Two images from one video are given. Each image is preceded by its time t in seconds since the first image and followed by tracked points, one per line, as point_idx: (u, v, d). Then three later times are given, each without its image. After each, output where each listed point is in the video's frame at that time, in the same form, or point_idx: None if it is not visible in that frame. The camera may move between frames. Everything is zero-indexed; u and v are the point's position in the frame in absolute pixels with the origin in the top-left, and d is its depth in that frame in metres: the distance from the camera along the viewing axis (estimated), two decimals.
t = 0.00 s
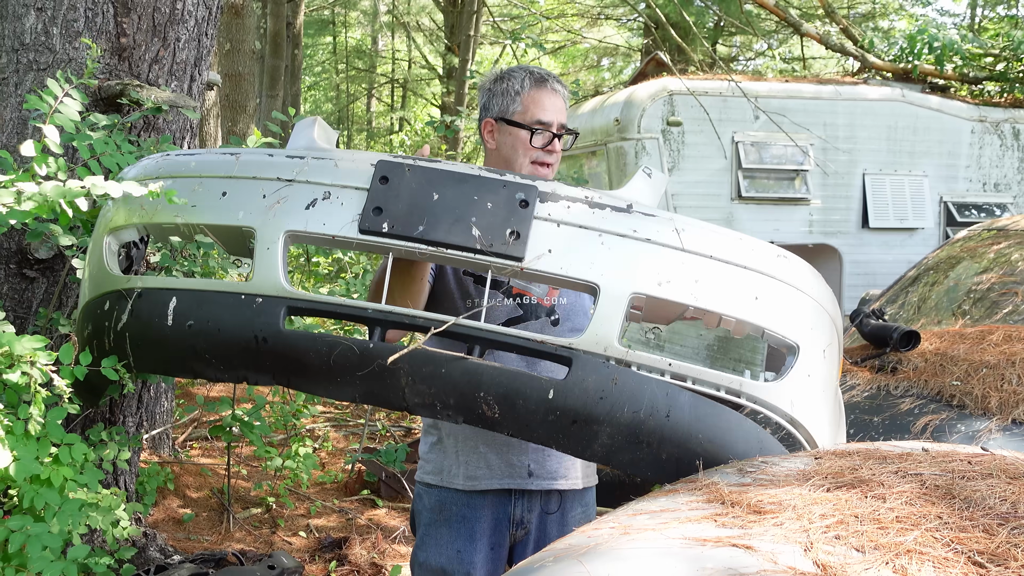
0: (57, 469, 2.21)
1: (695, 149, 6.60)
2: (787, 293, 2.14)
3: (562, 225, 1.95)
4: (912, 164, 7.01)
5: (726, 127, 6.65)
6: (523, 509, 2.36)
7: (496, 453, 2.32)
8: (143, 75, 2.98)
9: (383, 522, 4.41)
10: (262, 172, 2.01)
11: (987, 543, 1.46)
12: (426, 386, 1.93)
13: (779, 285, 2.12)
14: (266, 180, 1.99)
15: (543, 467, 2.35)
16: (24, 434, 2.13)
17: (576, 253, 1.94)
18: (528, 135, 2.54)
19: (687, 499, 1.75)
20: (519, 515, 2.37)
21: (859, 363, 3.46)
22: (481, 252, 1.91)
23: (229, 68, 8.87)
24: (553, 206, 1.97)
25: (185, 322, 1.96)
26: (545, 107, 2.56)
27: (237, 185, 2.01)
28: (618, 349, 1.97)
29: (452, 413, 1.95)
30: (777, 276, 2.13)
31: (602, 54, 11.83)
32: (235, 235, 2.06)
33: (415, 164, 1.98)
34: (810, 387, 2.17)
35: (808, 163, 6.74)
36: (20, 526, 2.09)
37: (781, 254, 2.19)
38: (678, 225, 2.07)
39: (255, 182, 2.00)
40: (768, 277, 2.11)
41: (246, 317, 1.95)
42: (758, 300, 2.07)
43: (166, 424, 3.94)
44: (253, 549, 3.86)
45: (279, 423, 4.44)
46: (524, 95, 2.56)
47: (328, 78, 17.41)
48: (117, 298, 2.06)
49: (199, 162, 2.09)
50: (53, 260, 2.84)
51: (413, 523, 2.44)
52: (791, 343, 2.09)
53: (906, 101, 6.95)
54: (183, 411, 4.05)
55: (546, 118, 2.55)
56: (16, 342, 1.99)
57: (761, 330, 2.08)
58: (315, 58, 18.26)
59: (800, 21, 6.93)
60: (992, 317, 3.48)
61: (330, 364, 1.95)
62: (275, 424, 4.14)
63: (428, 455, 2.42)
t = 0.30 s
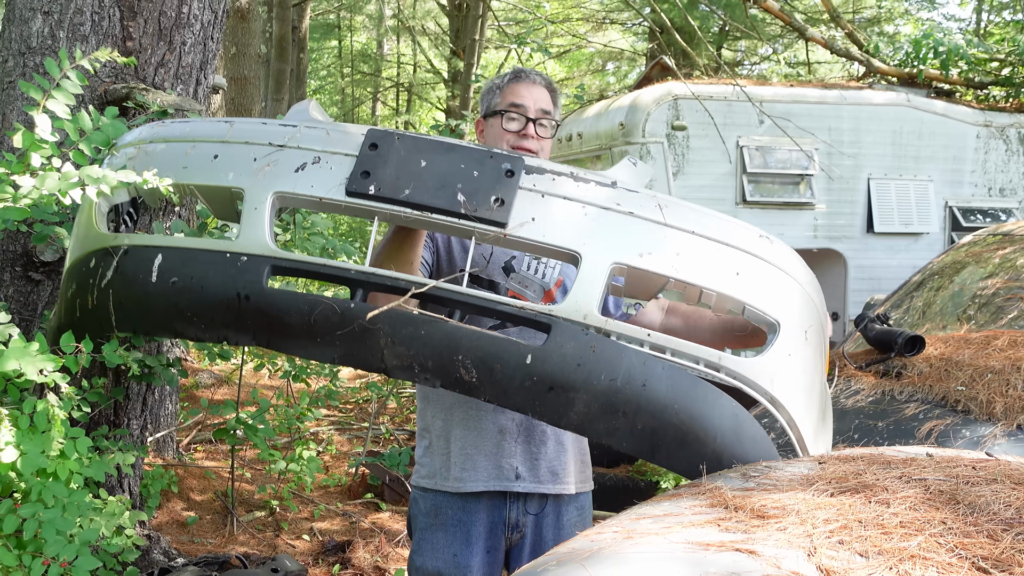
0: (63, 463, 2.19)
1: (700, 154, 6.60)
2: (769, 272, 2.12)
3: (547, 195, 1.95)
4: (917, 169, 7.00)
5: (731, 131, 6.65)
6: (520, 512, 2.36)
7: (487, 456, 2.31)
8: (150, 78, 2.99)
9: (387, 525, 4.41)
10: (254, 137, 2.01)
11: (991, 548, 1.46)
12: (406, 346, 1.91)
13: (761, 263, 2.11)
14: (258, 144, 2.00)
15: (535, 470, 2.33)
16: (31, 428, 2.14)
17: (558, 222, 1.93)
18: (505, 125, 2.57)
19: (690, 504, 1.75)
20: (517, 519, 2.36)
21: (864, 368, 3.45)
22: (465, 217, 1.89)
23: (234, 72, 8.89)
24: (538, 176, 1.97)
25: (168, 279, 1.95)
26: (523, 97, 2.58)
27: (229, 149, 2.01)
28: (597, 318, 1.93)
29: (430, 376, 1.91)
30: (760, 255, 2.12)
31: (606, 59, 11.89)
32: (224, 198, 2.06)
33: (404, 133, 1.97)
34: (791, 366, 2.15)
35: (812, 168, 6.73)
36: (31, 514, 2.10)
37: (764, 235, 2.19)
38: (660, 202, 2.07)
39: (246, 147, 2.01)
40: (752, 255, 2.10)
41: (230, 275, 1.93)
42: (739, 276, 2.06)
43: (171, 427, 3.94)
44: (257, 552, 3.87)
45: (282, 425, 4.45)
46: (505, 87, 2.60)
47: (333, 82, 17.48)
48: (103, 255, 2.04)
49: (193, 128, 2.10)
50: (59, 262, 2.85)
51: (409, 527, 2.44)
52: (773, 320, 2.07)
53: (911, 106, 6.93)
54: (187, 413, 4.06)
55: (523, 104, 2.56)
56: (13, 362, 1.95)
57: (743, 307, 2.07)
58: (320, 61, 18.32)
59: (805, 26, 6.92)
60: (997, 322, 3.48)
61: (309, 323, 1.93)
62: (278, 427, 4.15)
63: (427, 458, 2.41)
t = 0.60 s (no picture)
0: (61, 471, 2.22)
1: (703, 157, 6.58)
2: (751, 288, 2.05)
3: (522, 218, 1.90)
4: (919, 173, 6.99)
5: (733, 135, 6.65)
6: (510, 515, 2.35)
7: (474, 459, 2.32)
8: (151, 82, 3.00)
9: (388, 528, 4.41)
10: (232, 155, 1.99)
11: (991, 552, 1.46)
12: (393, 373, 1.98)
13: (744, 279, 2.03)
14: (237, 164, 1.98)
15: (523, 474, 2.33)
16: (28, 435, 2.13)
17: (532, 248, 1.89)
18: (491, 128, 2.58)
19: (690, 507, 1.74)
20: (506, 523, 2.36)
21: (866, 372, 3.45)
22: (439, 247, 1.89)
23: (237, 76, 8.91)
24: (514, 196, 1.91)
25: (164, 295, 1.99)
26: (510, 96, 2.59)
27: (210, 168, 2.00)
28: (572, 344, 1.94)
29: (415, 397, 1.99)
30: (743, 270, 2.04)
31: (608, 63, 11.92)
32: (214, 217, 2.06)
33: (379, 151, 1.93)
34: (772, 379, 2.09)
35: (814, 171, 6.72)
36: (26, 524, 2.10)
37: (749, 243, 2.09)
38: (641, 214, 1.97)
39: (227, 167, 1.99)
40: (733, 270, 2.03)
41: (222, 301, 1.98)
42: (718, 295, 1.99)
43: (172, 429, 3.95)
44: (257, 556, 3.87)
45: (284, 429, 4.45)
46: (493, 90, 2.64)
47: (336, 86, 17.54)
48: (107, 273, 2.09)
49: (173, 140, 2.07)
50: (60, 265, 2.86)
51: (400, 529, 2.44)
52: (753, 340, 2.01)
53: (913, 109, 6.93)
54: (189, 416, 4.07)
55: (508, 103, 2.58)
56: (23, 353, 1.97)
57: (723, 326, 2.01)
58: (323, 65, 18.41)
59: (807, 30, 6.93)
60: (999, 326, 3.47)
61: (299, 347, 1.99)
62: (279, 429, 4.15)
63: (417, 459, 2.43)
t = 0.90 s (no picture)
0: (64, 469, 2.22)
1: (702, 160, 6.59)
2: (715, 338, 2.02)
3: (489, 271, 1.89)
4: (919, 176, 6.99)
5: (733, 138, 6.66)
6: (497, 517, 2.36)
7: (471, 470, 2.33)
8: (152, 85, 3.01)
9: (388, 531, 4.41)
10: (205, 215, 1.99)
11: (990, 554, 1.46)
12: (364, 427, 2.03)
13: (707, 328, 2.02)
14: (210, 223, 1.98)
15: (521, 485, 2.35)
16: (31, 435, 2.15)
17: (498, 302, 1.88)
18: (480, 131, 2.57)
19: (688, 509, 1.75)
20: (494, 524, 2.37)
21: (866, 375, 3.44)
22: (409, 301, 1.88)
23: (238, 79, 8.93)
24: (480, 250, 1.90)
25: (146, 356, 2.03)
26: (499, 102, 2.58)
27: (181, 226, 2.00)
28: (540, 397, 1.94)
29: (386, 450, 2.05)
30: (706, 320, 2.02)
31: (609, 66, 11.97)
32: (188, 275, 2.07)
33: (347, 207, 1.94)
34: (737, 428, 2.07)
35: (815, 174, 6.73)
36: (30, 521, 2.10)
37: (711, 293, 2.08)
38: (606, 266, 1.95)
39: (199, 224, 1.99)
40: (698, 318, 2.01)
41: (194, 359, 2.01)
42: (682, 345, 1.97)
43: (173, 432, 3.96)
44: (258, 558, 3.88)
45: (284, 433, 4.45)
46: (483, 93, 2.63)
47: (337, 89, 17.61)
48: (82, 331, 2.13)
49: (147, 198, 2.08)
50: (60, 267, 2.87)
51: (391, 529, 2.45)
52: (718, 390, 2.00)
53: (913, 113, 6.94)
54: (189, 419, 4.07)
55: (497, 110, 2.58)
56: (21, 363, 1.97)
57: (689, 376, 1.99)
58: (324, 68, 18.49)
59: (808, 33, 6.94)
60: (999, 329, 3.47)
61: (274, 402, 2.03)
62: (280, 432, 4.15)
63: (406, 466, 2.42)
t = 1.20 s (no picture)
0: (62, 478, 2.21)
1: (702, 163, 6.59)
2: (673, 459, 2.17)
3: (462, 363, 2.05)
4: (919, 179, 6.99)
5: (733, 141, 6.66)
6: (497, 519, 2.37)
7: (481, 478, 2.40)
8: (152, 87, 3.01)
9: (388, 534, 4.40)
10: (189, 265, 2.15)
11: (989, 556, 1.46)
12: (313, 499, 2.13)
13: (666, 449, 2.16)
14: (192, 273, 2.14)
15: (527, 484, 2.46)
16: (29, 443, 2.14)
17: (468, 391, 2.03)
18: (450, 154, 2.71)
19: (689, 512, 1.75)
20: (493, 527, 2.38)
21: (865, 378, 3.43)
22: (378, 380, 2.04)
23: (238, 82, 8.94)
24: (457, 340, 2.07)
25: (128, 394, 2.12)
26: (464, 122, 2.69)
27: (162, 274, 2.15)
28: (496, 494, 2.09)
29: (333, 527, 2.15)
30: (666, 441, 2.17)
31: (609, 69, 11.98)
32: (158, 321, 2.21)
33: (334, 282, 2.11)
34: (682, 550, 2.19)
35: (814, 177, 6.74)
36: (27, 531, 2.10)
37: (675, 415, 2.24)
38: (577, 375, 2.11)
39: (179, 275, 2.15)
40: (657, 439, 2.16)
41: (155, 407, 2.13)
42: (640, 463, 2.11)
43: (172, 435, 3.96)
44: (257, 561, 3.87)
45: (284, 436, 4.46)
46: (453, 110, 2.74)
47: (337, 92, 17.62)
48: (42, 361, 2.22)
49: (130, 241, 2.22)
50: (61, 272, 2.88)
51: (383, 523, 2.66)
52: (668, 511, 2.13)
53: (913, 116, 6.94)
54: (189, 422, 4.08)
55: (462, 130, 2.69)
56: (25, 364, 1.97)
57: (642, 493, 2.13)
58: (324, 71, 18.52)
59: (808, 36, 6.94)
60: (999, 332, 3.47)
61: (225, 462, 2.14)
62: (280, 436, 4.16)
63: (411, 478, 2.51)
